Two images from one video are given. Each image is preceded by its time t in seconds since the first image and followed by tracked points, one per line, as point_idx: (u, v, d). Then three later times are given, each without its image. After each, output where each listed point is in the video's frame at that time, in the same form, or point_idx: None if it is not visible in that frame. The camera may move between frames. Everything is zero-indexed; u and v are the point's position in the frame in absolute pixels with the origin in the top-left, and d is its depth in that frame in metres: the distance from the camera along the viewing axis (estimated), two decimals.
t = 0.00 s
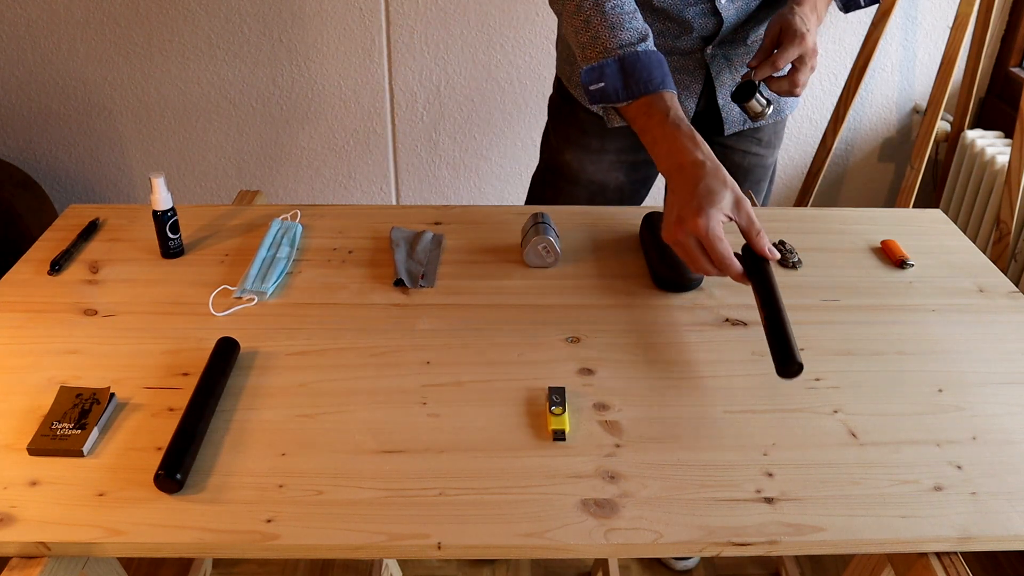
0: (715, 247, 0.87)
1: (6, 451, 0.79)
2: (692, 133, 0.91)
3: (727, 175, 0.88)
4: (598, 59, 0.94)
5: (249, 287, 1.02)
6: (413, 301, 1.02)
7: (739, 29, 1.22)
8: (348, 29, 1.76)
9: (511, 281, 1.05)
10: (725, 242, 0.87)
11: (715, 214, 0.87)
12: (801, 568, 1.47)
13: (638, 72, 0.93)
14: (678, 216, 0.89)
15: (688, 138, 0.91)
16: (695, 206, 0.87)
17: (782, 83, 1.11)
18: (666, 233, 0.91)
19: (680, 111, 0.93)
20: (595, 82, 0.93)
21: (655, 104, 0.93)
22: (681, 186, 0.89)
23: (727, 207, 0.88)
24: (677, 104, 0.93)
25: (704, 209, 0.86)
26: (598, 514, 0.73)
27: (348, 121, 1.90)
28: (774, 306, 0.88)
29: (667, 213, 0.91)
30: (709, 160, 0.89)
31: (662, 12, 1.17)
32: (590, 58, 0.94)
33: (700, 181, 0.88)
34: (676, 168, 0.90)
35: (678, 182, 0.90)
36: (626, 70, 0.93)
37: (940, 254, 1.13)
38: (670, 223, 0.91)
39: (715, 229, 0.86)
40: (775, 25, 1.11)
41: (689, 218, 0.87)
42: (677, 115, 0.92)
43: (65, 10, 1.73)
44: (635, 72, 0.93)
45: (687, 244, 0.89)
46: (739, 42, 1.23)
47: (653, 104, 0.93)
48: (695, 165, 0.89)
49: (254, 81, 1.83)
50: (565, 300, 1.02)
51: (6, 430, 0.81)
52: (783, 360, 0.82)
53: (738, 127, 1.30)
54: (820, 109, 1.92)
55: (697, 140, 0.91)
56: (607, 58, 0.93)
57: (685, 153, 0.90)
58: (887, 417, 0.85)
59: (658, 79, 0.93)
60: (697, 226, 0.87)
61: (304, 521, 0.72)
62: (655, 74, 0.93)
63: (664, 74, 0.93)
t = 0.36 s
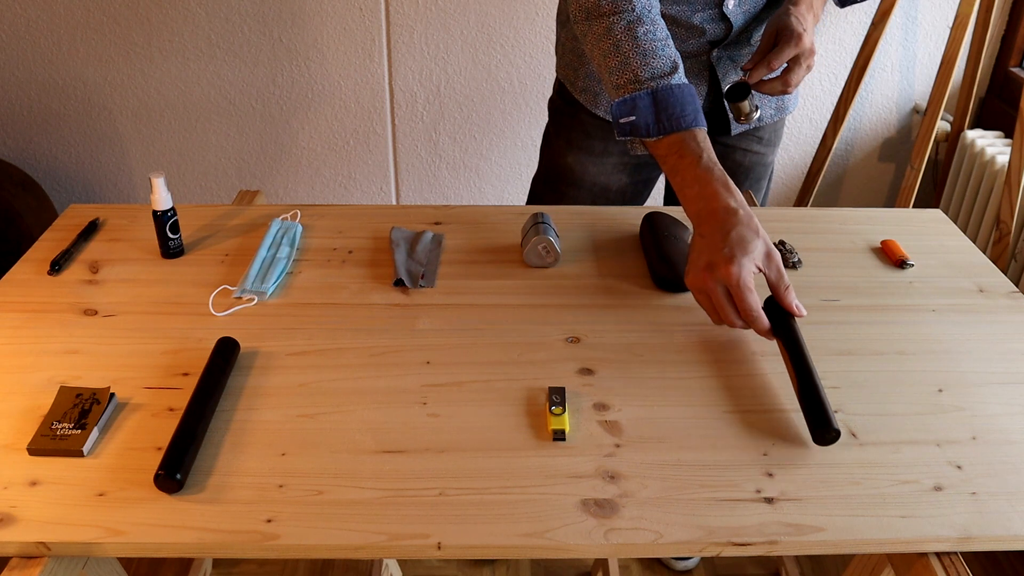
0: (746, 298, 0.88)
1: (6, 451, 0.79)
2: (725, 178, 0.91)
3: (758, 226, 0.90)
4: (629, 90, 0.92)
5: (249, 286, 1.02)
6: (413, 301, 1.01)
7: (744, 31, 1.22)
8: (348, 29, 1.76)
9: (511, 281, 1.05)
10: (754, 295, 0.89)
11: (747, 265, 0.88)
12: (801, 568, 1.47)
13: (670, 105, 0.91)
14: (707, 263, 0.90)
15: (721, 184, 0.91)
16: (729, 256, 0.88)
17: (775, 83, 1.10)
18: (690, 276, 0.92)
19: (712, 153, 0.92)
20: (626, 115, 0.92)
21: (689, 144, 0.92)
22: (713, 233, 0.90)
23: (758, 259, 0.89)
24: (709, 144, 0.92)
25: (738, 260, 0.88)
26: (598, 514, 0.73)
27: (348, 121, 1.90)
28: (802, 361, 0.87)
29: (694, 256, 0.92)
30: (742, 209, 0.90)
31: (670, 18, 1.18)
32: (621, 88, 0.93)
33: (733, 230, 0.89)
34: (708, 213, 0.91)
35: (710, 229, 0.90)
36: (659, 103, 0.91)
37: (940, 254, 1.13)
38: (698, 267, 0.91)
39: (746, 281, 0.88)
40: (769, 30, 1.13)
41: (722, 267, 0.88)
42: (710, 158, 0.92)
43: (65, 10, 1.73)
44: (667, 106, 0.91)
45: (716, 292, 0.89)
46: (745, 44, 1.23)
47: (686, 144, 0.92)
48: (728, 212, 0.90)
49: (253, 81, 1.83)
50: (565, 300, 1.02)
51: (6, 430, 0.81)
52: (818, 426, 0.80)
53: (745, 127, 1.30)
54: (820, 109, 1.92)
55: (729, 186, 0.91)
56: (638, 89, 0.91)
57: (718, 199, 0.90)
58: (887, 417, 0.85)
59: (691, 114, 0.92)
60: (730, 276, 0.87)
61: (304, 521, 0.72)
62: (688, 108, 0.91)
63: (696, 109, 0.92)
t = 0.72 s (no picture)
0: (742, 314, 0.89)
1: (6, 451, 0.79)
2: (727, 196, 0.93)
3: (759, 245, 0.91)
4: (634, 101, 0.93)
5: (249, 287, 1.02)
6: (413, 301, 1.01)
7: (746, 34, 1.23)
8: (348, 28, 1.76)
9: (511, 281, 1.05)
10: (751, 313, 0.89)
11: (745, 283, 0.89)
12: (801, 568, 1.47)
13: (675, 119, 0.92)
14: (706, 278, 0.91)
15: (723, 202, 0.92)
16: (728, 273, 0.89)
17: (773, 87, 1.10)
18: (688, 291, 0.93)
19: (715, 170, 0.93)
20: (630, 126, 0.93)
21: (692, 161, 0.93)
22: (712, 249, 0.91)
23: (757, 278, 0.90)
24: (712, 161, 0.94)
25: (737, 276, 0.88)
26: (598, 514, 0.73)
27: (348, 121, 1.90)
28: (800, 382, 0.85)
29: (693, 272, 0.93)
30: (743, 228, 0.91)
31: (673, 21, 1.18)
32: (625, 98, 0.93)
33: (733, 247, 0.90)
34: (709, 230, 0.92)
35: (709, 245, 0.91)
36: (663, 115, 0.92)
37: (940, 254, 1.13)
38: (696, 282, 0.92)
39: (744, 298, 0.89)
40: (770, 34, 1.14)
41: (720, 283, 0.89)
42: (713, 176, 0.93)
43: (64, 10, 1.73)
44: (671, 120, 0.92)
45: (712, 308, 0.90)
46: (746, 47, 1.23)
47: (689, 160, 0.93)
48: (728, 230, 0.91)
49: (253, 81, 1.83)
50: (565, 300, 1.02)
51: (6, 431, 0.81)
52: (816, 447, 0.78)
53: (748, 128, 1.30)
54: (820, 109, 1.92)
55: (731, 205, 0.92)
56: (643, 101, 0.92)
57: (720, 215, 0.91)
58: (887, 417, 0.85)
59: (695, 129, 0.92)
60: (728, 292, 0.88)
61: (304, 522, 0.72)
62: (692, 123, 0.92)
63: (701, 123, 0.93)
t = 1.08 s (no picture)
0: (742, 317, 0.89)
1: (6, 451, 0.79)
2: (729, 202, 0.93)
3: (760, 251, 0.91)
4: (638, 106, 0.92)
5: (249, 287, 1.02)
6: (413, 301, 1.02)
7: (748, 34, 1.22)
8: (348, 28, 1.76)
9: (511, 281, 1.05)
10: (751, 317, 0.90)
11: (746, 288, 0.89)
12: (801, 568, 1.47)
13: (679, 125, 0.92)
14: (706, 282, 0.91)
15: (725, 207, 0.92)
16: (729, 276, 0.89)
17: (779, 89, 1.13)
18: (689, 295, 0.93)
19: (719, 176, 0.93)
20: (635, 132, 0.93)
21: (697, 166, 0.93)
22: (714, 253, 0.91)
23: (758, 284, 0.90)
24: (715, 167, 0.94)
25: (738, 280, 0.88)
26: (598, 514, 0.73)
27: (348, 121, 1.90)
28: (801, 386, 0.85)
29: (694, 275, 0.93)
30: (745, 234, 0.91)
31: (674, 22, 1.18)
32: (629, 103, 0.93)
33: (735, 252, 0.90)
34: (711, 234, 0.92)
35: (711, 249, 0.91)
36: (667, 121, 0.92)
37: (939, 254, 1.13)
38: (697, 286, 0.92)
39: (745, 302, 0.89)
40: (771, 35, 1.14)
41: (721, 287, 0.89)
42: (717, 182, 0.93)
43: (65, 10, 1.73)
44: (676, 125, 0.92)
45: (712, 312, 0.90)
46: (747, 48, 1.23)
47: (693, 165, 0.93)
48: (730, 235, 0.91)
49: (253, 81, 1.83)
50: (565, 300, 1.02)
51: (6, 431, 0.81)
52: (819, 451, 0.78)
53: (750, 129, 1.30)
54: (820, 109, 1.92)
55: (734, 211, 0.93)
56: (648, 106, 0.92)
57: (722, 221, 0.92)
58: (887, 416, 0.85)
59: (698, 135, 0.93)
60: (729, 296, 0.88)
61: (304, 521, 0.72)
62: (697, 128, 0.92)
63: (705, 129, 0.93)
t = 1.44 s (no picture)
0: (739, 316, 0.89)
1: (6, 451, 0.79)
2: (725, 203, 0.93)
3: (756, 253, 0.91)
4: (635, 107, 0.93)
5: (249, 287, 1.02)
6: (413, 301, 1.02)
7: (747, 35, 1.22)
8: (348, 28, 1.76)
9: (511, 281, 1.05)
10: (747, 319, 0.90)
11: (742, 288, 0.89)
12: (801, 568, 1.47)
13: (676, 125, 0.92)
14: (703, 282, 0.91)
15: (722, 209, 0.93)
16: (726, 276, 0.89)
17: (770, 91, 1.11)
18: (685, 296, 0.93)
19: (715, 178, 0.94)
20: (632, 132, 0.92)
21: (692, 167, 0.93)
22: (710, 254, 0.91)
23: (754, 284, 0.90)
24: (711, 169, 0.94)
25: (734, 280, 0.88)
26: (598, 514, 0.73)
27: (348, 121, 1.90)
28: (797, 386, 0.85)
29: (690, 276, 0.93)
30: (741, 235, 0.91)
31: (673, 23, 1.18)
32: (626, 103, 0.93)
33: (731, 252, 0.90)
34: (708, 236, 0.92)
35: (707, 249, 0.92)
36: (664, 121, 0.92)
37: (939, 254, 1.13)
38: (693, 286, 0.92)
39: (741, 302, 0.89)
40: (769, 36, 1.14)
41: (718, 287, 0.89)
42: (713, 184, 0.93)
43: (65, 10, 1.73)
44: (673, 125, 0.92)
45: (709, 312, 0.90)
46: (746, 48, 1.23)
47: (690, 166, 0.94)
48: (726, 236, 0.91)
49: (253, 81, 1.83)
50: (564, 300, 1.02)
51: (6, 431, 0.81)
52: (813, 451, 0.78)
53: (749, 129, 1.30)
54: (820, 109, 1.92)
55: (730, 212, 0.93)
56: (645, 107, 0.92)
57: (718, 222, 0.92)
58: (887, 416, 0.85)
59: (695, 136, 0.93)
60: (725, 296, 0.88)
61: (304, 521, 0.72)
62: (694, 129, 0.92)
63: (702, 130, 0.93)
